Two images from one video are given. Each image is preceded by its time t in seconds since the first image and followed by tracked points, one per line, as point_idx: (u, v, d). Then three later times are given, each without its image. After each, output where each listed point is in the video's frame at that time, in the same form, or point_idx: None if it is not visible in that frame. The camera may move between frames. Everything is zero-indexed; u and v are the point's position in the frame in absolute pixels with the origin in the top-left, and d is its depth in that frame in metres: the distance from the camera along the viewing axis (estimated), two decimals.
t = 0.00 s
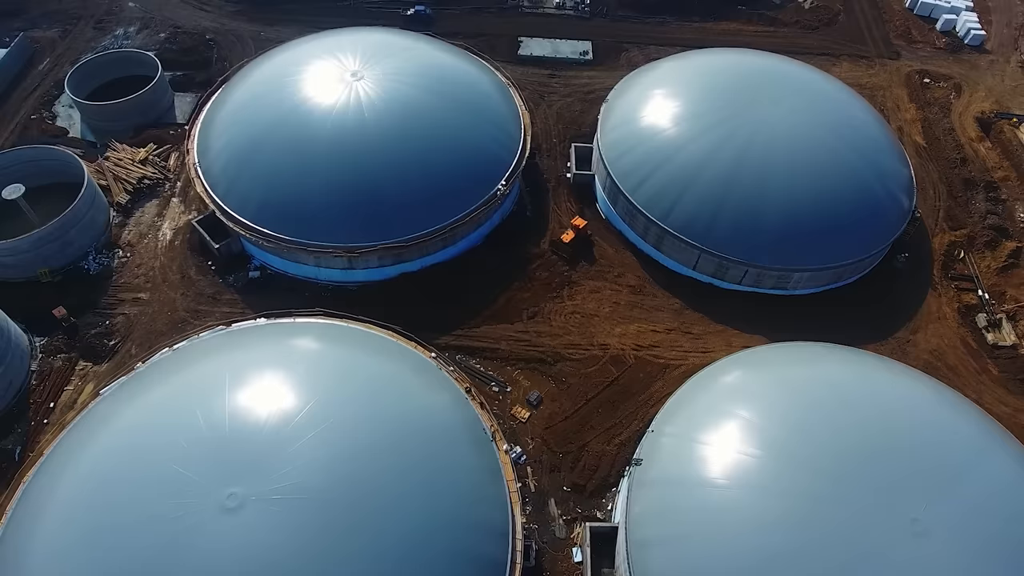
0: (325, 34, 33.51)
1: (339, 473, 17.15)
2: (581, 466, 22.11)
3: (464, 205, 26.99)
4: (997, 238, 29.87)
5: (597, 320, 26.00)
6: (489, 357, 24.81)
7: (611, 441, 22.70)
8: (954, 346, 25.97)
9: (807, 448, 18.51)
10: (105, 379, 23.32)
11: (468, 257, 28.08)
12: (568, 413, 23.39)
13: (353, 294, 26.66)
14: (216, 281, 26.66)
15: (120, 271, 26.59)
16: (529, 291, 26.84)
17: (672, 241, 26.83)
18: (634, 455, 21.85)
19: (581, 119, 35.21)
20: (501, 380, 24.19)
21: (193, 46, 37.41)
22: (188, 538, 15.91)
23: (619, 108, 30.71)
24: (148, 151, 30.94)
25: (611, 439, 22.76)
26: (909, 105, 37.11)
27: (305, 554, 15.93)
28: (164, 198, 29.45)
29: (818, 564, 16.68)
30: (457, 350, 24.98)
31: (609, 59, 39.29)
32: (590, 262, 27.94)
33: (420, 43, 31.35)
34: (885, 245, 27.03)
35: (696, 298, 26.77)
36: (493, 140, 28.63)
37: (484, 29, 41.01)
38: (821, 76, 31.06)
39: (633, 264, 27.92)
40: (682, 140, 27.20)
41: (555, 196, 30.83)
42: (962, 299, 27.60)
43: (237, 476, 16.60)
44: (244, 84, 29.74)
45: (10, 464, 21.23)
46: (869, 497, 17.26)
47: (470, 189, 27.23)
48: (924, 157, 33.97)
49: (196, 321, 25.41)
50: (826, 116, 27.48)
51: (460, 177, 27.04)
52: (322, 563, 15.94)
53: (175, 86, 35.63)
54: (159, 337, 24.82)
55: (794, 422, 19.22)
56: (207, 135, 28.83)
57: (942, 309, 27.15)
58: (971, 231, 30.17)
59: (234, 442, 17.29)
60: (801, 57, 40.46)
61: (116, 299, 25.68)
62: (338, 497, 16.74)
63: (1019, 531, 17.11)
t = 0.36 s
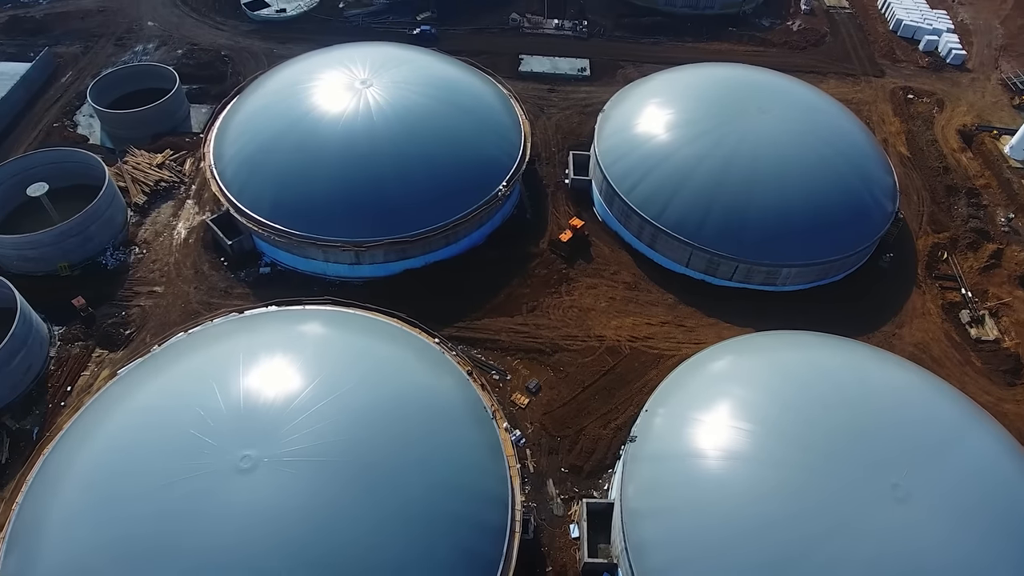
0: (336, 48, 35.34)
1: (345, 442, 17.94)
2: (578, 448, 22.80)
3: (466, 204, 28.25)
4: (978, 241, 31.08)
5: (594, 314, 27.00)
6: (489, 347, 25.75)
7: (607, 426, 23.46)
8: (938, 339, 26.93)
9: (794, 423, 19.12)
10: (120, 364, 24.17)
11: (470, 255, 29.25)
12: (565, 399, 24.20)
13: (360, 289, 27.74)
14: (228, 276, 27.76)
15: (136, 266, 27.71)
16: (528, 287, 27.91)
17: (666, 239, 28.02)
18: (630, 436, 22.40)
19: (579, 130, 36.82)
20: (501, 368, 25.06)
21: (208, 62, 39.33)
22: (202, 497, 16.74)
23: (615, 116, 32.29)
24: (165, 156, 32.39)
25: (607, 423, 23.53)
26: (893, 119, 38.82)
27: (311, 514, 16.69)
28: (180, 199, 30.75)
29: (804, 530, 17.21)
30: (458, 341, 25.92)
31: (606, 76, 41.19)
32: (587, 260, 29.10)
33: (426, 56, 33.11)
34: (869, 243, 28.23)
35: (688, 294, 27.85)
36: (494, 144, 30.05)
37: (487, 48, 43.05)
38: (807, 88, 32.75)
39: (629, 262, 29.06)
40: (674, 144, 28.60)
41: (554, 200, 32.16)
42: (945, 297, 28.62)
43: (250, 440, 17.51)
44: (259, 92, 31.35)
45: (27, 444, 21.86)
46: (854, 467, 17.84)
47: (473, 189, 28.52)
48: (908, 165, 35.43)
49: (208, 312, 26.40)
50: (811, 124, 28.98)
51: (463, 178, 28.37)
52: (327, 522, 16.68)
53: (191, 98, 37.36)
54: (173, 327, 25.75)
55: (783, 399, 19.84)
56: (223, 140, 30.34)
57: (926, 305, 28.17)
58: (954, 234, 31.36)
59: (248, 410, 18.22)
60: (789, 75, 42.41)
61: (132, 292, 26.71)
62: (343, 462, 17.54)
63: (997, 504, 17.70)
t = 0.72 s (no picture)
0: (345, 64, 37.12)
1: (351, 416, 18.78)
2: (575, 434, 23.61)
3: (467, 206, 29.57)
4: (960, 245, 32.35)
5: (590, 311, 28.09)
6: (489, 341, 26.75)
7: (603, 414, 24.32)
8: (921, 336, 27.97)
9: (781, 402, 19.84)
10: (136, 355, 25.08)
11: (471, 256, 30.50)
12: (563, 389, 25.10)
13: (365, 288, 28.89)
14: (239, 275, 28.91)
15: (151, 265, 28.84)
16: (527, 286, 29.06)
17: (658, 241, 29.31)
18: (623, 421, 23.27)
19: (576, 143, 38.47)
20: (500, 360, 26.01)
21: (223, 80, 41.26)
22: (216, 463, 17.53)
23: (610, 128, 33.91)
24: (181, 164, 33.90)
25: (602, 412, 24.41)
26: (877, 134, 40.59)
27: (319, 481, 17.45)
28: (193, 204, 32.07)
29: (789, 498, 17.80)
30: (460, 335, 26.92)
31: (602, 94, 43.09)
32: (584, 262, 30.32)
33: (431, 72, 34.88)
34: (853, 244, 29.48)
35: (681, 293, 29.03)
36: (495, 151, 31.49)
37: (488, 68, 45.05)
38: (793, 103, 34.44)
39: (623, 264, 30.31)
40: (666, 151, 30.06)
41: (552, 207, 33.53)
42: (929, 297, 29.74)
43: (261, 413, 18.34)
44: (271, 103, 33.01)
45: (44, 427, 22.58)
46: (839, 440, 18.50)
47: (474, 192, 29.86)
48: (893, 176, 36.97)
49: (220, 308, 27.43)
50: (796, 134, 30.50)
51: (465, 182, 29.75)
52: (334, 489, 17.44)
53: (205, 112, 39.08)
54: (186, 321, 26.74)
55: (771, 381, 20.65)
56: (237, 147, 31.86)
57: (910, 305, 29.28)
58: (936, 240, 32.64)
59: (262, 385, 19.18)
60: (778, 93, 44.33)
61: (147, 289, 27.78)
62: (349, 434, 18.39)
63: (979, 479, 18.21)
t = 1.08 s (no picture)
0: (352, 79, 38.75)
1: (356, 398, 19.65)
2: (571, 425, 24.42)
3: (468, 210, 30.79)
4: (943, 252, 33.47)
5: (586, 311, 29.13)
6: (489, 338, 27.69)
7: (598, 406, 25.18)
8: (906, 335, 28.95)
9: (768, 389, 20.61)
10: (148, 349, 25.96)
11: (472, 260, 31.65)
12: (559, 383, 25.99)
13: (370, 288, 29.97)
14: (249, 276, 30.02)
15: (164, 266, 29.92)
16: (526, 287, 30.14)
17: (651, 244, 30.50)
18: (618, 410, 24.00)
19: (574, 156, 39.96)
20: (499, 356, 26.94)
21: (235, 97, 43.00)
22: (226, 441, 18.34)
23: (605, 140, 35.38)
24: (193, 173, 35.28)
25: (598, 404, 25.27)
26: (863, 148, 42.12)
27: (326, 455, 18.27)
28: (205, 210, 33.32)
29: (777, 471, 18.47)
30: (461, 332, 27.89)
31: (598, 111, 44.78)
32: (581, 266, 31.47)
33: (434, 87, 36.49)
34: (840, 248, 30.63)
35: (674, 295, 30.14)
36: (495, 160, 32.86)
37: (489, 86, 46.84)
38: (780, 116, 35.95)
39: (618, 267, 31.48)
40: (659, 159, 31.39)
41: (550, 215, 34.81)
42: (913, 299, 30.77)
43: (269, 396, 19.19)
44: (282, 115, 34.54)
45: (60, 415, 23.30)
46: (823, 422, 19.28)
47: (474, 198, 31.14)
48: (878, 187, 38.35)
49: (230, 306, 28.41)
50: (784, 144, 31.84)
51: (467, 188, 31.01)
52: (340, 463, 18.24)
53: (217, 126, 40.67)
54: (197, 318, 27.68)
55: (760, 368, 21.51)
56: (248, 155, 33.28)
57: (895, 306, 30.32)
58: (920, 246, 33.76)
59: (274, 366, 20.18)
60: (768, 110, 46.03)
61: (160, 288, 28.82)
62: (356, 414, 19.29)
63: (957, 462, 18.96)
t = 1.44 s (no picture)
0: (359, 97, 40.54)
1: (358, 385, 20.61)
2: (567, 417, 25.38)
3: (468, 218, 32.19)
4: (925, 260, 34.81)
5: (581, 312, 30.31)
6: (488, 337, 28.83)
7: (592, 399, 26.20)
8: (889, 336, 30.10)
9: (751, 377, 21.57)
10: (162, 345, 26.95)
11: (472, 266, 32.97)
12: (555, 379, 27.03)
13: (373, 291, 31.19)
14: (257, 280, 31.27)
15: (176, 270, 31.14)
16: (523, 291, 31.39)
17: (644, 249, 31.85)
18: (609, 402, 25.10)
19: (570, 171, 41.60)
20: (498, 353, 28.04)
21: (245, 116, 44.84)
22: (233, 424, 19.31)
23: (600, 154, 37.02)
24: (205, 185, 36.77)
25: (592, 398, 26.28)
26: (849, 164, 43.82)
27: (333, 433, 19.27)
28: (215, 218, 34.70)
29: (761, 448, 19.34)
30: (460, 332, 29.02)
31: (594, 129, 46.63)
32: (576, 271, 32.76)
33: (436, 105, 38.22)
34: (825, 253, 31.97)
35: (666, 299, 31.42)
36: (494, 172, 34.40)
37: (490, 106, 48.79)
38: (767, 133, 37.62)
39: (613, 273, 32.79)
40: (651, 170, 32.94)
41: (547, 224, 36.23)
42: (896, 303, 32.00)
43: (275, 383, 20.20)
44: (291, 129, 36.21)
45: (76, 405, 24.13)
46: (803, 407, 20.18)
47: (474, 206, 32.56)
48: (863, 199, 39.92)
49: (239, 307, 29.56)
50: (770, 156, 33.42)
51: (467, 197, 32.45)
52: (346, 440, 19.24)
53: (228, 142, 42.38)
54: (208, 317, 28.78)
55: (744, 357, 22.58)
56: (258, 166, 34.80)
57: (879, 309, 31.54)
58: (903, 254, 35.12)
59: (285, 353, 21.35)
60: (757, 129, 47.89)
61: (172, 289, 29.98)
62: (362, 397, 20.36)
63: (931, 445, 19.84)
